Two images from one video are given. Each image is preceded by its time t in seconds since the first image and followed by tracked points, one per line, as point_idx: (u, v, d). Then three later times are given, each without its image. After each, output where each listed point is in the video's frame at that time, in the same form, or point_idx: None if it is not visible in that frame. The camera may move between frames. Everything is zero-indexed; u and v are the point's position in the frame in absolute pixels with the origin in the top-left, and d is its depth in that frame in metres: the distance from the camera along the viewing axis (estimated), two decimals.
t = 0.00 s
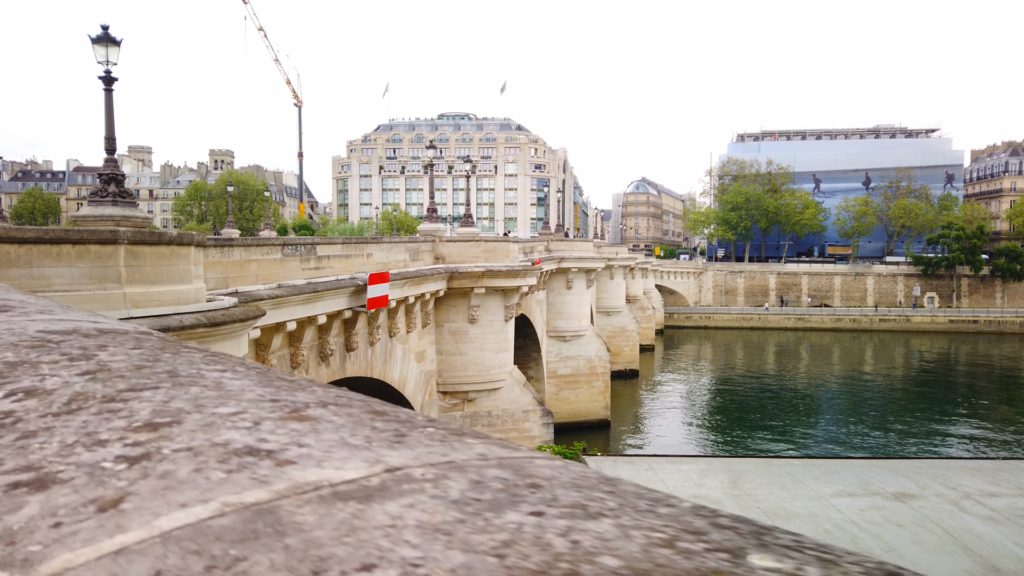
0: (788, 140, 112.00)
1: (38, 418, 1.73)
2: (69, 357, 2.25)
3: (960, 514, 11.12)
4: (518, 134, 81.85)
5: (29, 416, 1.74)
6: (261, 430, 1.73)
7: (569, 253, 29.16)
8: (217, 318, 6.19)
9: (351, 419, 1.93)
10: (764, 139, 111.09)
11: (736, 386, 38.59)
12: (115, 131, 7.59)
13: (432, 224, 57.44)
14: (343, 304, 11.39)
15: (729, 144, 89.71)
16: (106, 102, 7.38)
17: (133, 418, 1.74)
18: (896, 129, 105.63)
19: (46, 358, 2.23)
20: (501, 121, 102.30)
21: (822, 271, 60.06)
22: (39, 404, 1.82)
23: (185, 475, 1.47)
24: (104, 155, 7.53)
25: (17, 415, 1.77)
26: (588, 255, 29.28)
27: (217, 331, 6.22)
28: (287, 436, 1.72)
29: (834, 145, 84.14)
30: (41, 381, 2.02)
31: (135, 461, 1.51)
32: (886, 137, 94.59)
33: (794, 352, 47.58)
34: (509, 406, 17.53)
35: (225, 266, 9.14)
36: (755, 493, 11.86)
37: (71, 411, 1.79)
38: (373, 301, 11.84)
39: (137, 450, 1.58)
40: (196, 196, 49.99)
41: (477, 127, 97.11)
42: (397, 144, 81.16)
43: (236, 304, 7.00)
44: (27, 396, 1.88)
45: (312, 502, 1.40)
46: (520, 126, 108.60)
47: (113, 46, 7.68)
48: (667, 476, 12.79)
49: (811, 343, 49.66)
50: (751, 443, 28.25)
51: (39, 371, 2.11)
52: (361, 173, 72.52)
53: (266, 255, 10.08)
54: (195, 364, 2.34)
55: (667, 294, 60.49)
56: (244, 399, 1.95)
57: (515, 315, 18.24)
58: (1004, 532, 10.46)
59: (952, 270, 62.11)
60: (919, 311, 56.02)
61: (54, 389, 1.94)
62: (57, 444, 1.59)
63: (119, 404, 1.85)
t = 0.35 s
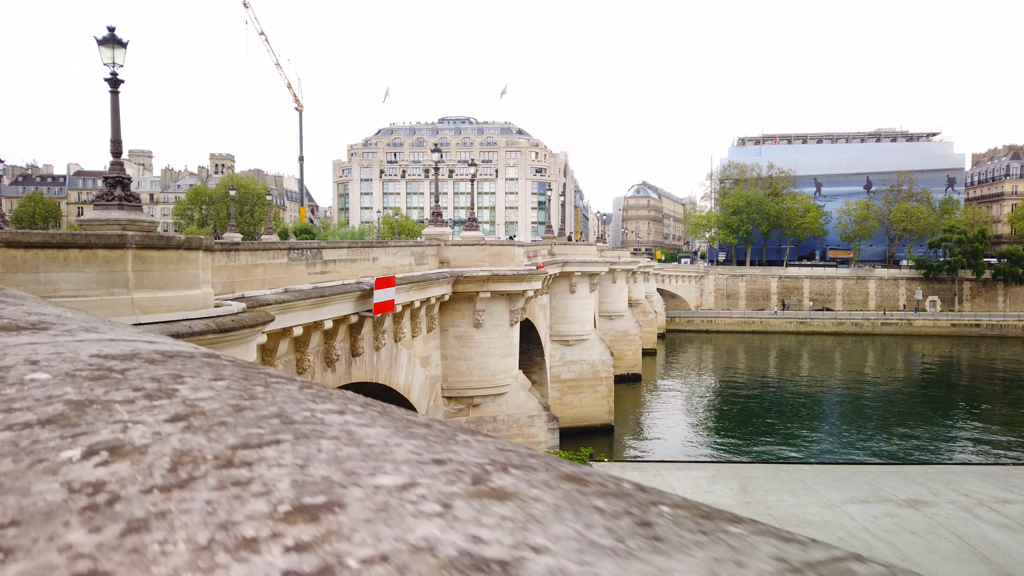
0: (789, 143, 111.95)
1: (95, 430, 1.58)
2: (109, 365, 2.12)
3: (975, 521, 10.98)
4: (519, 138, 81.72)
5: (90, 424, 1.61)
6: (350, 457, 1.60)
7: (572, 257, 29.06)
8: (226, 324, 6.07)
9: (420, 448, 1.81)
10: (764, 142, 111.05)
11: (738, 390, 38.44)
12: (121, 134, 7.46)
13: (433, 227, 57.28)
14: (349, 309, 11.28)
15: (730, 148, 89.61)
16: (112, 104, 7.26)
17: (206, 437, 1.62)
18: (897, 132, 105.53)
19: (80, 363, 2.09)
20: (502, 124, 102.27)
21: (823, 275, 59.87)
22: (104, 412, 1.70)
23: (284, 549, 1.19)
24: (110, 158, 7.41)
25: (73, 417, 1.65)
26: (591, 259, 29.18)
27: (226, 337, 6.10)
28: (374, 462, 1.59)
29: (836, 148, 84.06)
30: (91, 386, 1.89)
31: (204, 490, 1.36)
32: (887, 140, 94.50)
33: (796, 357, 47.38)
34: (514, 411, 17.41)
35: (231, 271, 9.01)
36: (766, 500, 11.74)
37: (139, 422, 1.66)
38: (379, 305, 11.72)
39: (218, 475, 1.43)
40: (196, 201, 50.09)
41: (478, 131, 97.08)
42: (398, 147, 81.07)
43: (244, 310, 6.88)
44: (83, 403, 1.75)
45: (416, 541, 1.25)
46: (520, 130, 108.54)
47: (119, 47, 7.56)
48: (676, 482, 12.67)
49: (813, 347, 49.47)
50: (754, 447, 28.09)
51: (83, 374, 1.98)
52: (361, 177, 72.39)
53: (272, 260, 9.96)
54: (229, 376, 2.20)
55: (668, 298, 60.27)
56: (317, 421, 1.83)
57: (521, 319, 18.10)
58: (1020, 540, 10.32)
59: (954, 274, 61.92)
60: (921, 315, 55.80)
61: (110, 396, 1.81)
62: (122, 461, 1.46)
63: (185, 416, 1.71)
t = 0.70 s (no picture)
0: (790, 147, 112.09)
1: (195, 495, 1.31)
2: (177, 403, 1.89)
3: (989, 530, 10.83)
4: (520, 142, 81.78)
5: (190, 487, 1.34)
6: (548, 542, 1.23)
7: (575, 261, 28.97)
8: (235, 332, 5.95)
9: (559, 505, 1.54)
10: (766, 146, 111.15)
11: (740, 394, 38.33)
12: (126, 137, 7.33)
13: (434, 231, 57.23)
14: (355, 315, 11.14)
15: (731, 152, 89.74)
16: (117, 108, 7.14)
17: (347, 504, 1.32)
18: (899, 137, 105.63)
19: (131, 394, 1.89)
20: (503, 129, 102.49)
21: (825, 279, 59.80)
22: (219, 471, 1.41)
23: None
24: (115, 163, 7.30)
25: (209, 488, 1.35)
26: (594, 264, 29.08)
27: (235, 345, 5.97)
28: (573, 544, 1.24)
29: (837, 152, 84.16)
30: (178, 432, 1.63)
31: None
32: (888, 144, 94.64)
33: (798, 361, 47.26)
34: (520, 417, 17.21)
35: (238, 277, 8.87)
36: (776, 508, 11.58)
37: (251, 479, 1.39)
38: (386, 312, 11.60)
39: (387, 570, 1.08)
40: (197, 205, 50.24)
41: (479, 135, 97.27)
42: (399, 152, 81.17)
43: (253, 317, 6.74)
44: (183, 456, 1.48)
45: None
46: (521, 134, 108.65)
47: (125, 51, 7.46)
48: (684, 490, 12.49)
49: (815, 351, 49.40)
50: (757, 452, 27.96)
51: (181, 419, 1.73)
52: (363, 181, 72.39)
53: (279, 265, 9.84)
54: (279, 404, 2.01)
55: (670, 302, 60.21)
56: (476, 479, 1.53)
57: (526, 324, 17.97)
58: None
59: (956, 277, 61.89)
60: (923, 319, 55.71)
61: (204, 443, 1.56)
62: (248, 548, 1.14)
63: (305, 475, 1.43)
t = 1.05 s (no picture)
0: (791, 153, 112.07)
1: None
2: (315, 441, 1.69)
3: (1005, 541, 10.69)
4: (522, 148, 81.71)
5: None
6: None
7: (579, 268, 28.84)
8: (248, 343, 5.82)
9: None
10: (767, 152, 111.13)
11: (742, 401, 38.19)
12: (135, 144, 7.24)
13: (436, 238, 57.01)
14: (363, 323, 11.02)
15: (732, 158, 89.65)
16: (127, 114, 7.04)
17: None
18: (900, 143, 105.56)
19: (240, 423, 1.71)
20: (504, 134, 102.44)
21: (827, 285, 59.66)
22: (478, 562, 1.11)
23: None
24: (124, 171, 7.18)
25: (520, 569, 1.10)
26: (598, 270, 28.95)
27: (247, 357, 5.86)
28: None
29: (838, 158, 84.10)
30: (356, 482, 1.41)
31: None
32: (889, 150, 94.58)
33: (801, 367, 47.08)
34: (526, 425, 17.06)
35: (246, 285, 8.76)
36: (790, 519, 11.43)
37: None
38: (393, 320, 11.50)
39: None
40: (197, 211, 50.22)
41: (480, 141, 97.25)
42: (399, 157, 81.06)
43: (265, 328, 6.61)
44: (416, 520, 1.26)
45: None
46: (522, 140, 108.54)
47: (134, 57, 7.35)
48: (695, 501, 12.34)
49: (817, 358, 49.21)
50: (759, 459, 27.85)
51: (381, 473, 1.50)
52: (363, 186, 72.26)
53: (287, 273, 9.72)
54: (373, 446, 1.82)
55: (671, 308, 60.03)
56: None
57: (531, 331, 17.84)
58: None
59: (958, 284, 61.74)
60: (925, 326, 55.55)
61: None
62: None
63: None
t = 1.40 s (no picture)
0: (792, 159, 111.98)
1: None
2: (483, 547, 1.53)
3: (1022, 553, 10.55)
4: (522, 153, 81.49)
5: None
6: None
7: (583, 274, 28.69)
8: (260, 355, 5.68)
9: None
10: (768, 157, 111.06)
11: (743, 406, 38.04)
12: (143, 151, 7.11)
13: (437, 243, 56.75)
14: (370, 331, 10.89)
15: (734, 163, 89.50)
16: (134, 119, 6.92)
17: None
18: (901, 148, 105.45)
19: (375, 518, 1.57)
20: (505, 140, 102.30)
21: (829, 290, 59.42)
22: None
23: None
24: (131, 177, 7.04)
25: None
26: (602, 276, 28.81)
27: (259, 369, 5.72)
28: None
29: (840, 164, 83.92)
30: None
31: None
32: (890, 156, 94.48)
33: (803, 373, 46.83)
34: (532, 433, 16.92)
35: (254, 293, 8.63)
36: (802, 530, 11.27)
37: None
38: (401, 327, 11.38)
39: None
40: (198, 215, 50.02)
41: (481, 147, 97.10)
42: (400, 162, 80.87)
43: (275, 337, 6.47)
44: None
45: None
46: (523, 145, 108.38)
47: (142, 62, 7.24)
48: (706, 511, 12.16)
49: (819, 363, 48.92)
50: (761, 465, 27.68)
51: None
52: (364, 191, 72.03)
53: (294, 281, 9.58)
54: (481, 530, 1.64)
55: (673, 314, 59.73)
56: None
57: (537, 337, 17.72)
58: None
59: (960, 289, 61.45)
60: (927, 331, 55.27)
61: None
62: None
63: None
